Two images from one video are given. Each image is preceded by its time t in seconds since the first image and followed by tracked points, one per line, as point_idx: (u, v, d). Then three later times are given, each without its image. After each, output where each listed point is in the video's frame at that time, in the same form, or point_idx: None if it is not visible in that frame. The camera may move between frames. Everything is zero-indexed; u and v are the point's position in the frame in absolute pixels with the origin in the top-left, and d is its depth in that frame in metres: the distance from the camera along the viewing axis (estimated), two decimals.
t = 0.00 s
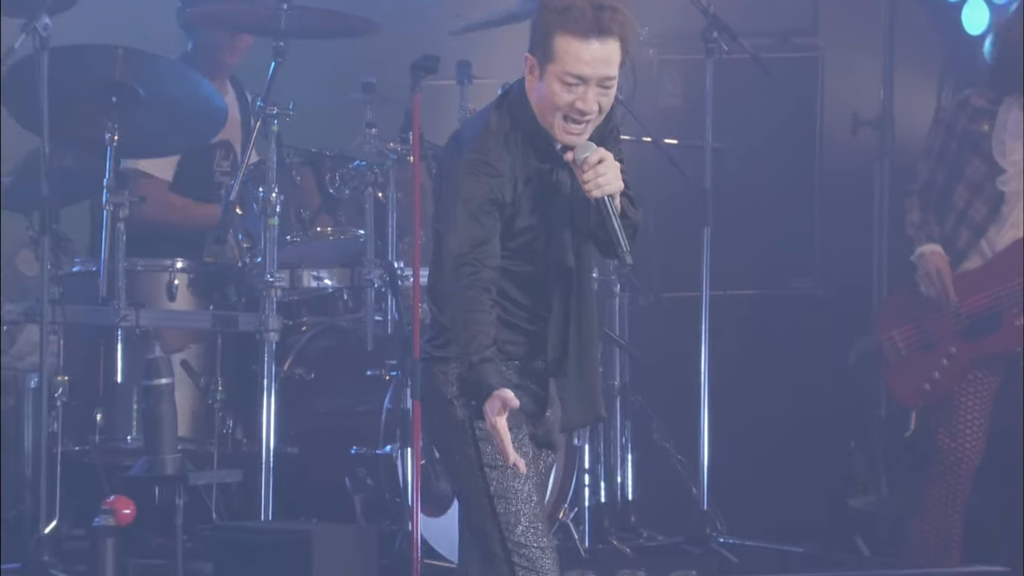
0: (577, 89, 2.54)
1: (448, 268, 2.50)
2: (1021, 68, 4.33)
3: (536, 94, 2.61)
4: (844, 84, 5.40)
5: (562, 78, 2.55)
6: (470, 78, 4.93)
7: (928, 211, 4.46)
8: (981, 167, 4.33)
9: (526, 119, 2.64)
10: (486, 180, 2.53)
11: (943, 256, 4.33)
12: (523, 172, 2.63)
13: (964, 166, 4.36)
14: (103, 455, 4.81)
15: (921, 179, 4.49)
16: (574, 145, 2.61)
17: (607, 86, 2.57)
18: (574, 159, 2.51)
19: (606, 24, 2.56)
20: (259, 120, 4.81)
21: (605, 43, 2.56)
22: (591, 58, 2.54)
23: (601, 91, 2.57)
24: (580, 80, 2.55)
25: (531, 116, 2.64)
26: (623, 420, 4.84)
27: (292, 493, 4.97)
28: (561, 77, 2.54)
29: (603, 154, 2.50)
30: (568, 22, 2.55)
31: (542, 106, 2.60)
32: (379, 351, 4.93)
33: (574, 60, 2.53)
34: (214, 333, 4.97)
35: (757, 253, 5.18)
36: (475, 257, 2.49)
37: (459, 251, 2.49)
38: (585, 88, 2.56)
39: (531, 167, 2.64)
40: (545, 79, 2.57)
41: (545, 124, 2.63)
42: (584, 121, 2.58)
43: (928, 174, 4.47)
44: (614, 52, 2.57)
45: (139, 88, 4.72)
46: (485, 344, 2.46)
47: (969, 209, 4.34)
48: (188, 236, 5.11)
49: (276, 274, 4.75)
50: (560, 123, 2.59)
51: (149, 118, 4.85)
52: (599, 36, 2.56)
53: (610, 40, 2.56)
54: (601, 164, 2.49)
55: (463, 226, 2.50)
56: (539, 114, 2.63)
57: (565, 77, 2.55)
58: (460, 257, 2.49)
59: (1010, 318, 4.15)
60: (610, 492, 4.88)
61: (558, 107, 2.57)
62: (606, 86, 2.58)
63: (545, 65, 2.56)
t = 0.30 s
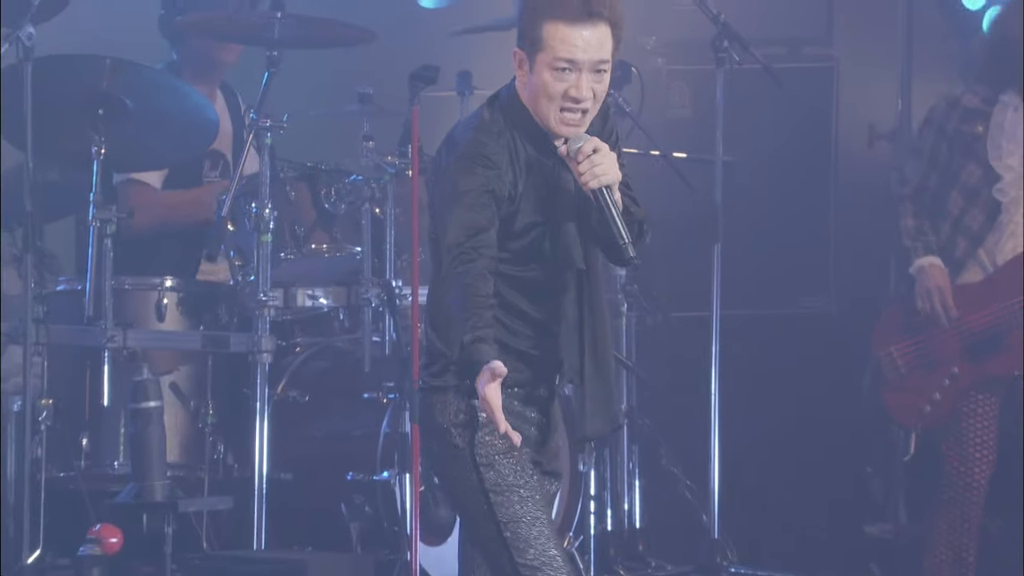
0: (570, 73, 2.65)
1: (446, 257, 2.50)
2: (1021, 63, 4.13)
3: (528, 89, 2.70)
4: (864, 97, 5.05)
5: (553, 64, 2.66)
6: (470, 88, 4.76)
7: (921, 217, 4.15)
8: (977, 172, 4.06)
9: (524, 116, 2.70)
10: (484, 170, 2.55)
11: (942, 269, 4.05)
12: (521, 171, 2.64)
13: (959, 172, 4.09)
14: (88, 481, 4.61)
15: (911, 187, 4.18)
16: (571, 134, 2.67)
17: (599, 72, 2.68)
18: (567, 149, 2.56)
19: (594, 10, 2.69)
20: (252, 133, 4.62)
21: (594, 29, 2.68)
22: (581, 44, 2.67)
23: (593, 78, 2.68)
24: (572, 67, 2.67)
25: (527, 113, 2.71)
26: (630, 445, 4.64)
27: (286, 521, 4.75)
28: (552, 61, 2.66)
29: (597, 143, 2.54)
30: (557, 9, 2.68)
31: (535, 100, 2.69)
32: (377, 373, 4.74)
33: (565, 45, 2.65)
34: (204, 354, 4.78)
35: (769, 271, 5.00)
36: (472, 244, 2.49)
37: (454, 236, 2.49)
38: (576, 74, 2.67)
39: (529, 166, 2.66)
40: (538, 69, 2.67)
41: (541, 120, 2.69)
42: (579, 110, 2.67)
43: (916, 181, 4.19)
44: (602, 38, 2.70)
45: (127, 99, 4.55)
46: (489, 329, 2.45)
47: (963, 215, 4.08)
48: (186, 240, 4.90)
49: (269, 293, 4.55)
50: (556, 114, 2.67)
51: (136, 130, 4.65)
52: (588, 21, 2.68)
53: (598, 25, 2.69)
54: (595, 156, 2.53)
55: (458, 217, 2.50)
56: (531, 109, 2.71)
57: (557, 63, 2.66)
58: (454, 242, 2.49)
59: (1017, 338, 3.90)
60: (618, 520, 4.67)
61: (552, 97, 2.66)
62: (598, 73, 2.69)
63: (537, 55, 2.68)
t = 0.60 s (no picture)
0: (562, 75, 2.41)
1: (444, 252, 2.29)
2: None
3: (519, 91, 2.47)
4: (875, 111, 5.29)
5: (545, 65, 2.42)
6: (470, 101, 4.56)
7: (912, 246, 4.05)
8: (968, 202, 3.93)
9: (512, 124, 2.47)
10: (477, 170, 2.34)
11: (947, 306, 3.93)
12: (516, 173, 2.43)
13: (951, 202, 4.00)
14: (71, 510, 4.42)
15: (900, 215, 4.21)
16: (563, 140, 2.44)
17: (595, 72, 2.44)
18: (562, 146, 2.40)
19: (589, 7, 2.45)
20: (242, 148, 4.43)
21: (589, 27, 2.44)
22: (574, 44, 2.42)
23: (587, 79, 2.44)
24: (564, 68, 2.42)
25: (519, 119, 2.47)
26: (635, 471, 4.45)
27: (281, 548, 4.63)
28: (544, 63, 2.41)
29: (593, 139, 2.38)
30: (549, 6, 2.43)
31: (527, 103, 2.45)
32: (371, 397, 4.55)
33: (556, 44, 2.41)
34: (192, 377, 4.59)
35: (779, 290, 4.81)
36: (470, 240, 2.27)
37: (450, 234, 2.28)
38: (569, 76, 2.42)
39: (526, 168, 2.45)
40: (528, 70, 2.44)
41: (532, 125, 2.47)
42: (573, 115, 2.44)
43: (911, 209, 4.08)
44: (597, 35, 2.45)
45: (113, 113, 4.35)
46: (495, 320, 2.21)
47: (960, 246, 3.90)
48: (175, 263, 4.71)
49: (260, 314, 4.36)
50: (548, 121, 2.44)
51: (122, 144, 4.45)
52: (581, 19, 2.44)
53: (594, 23, 2.45)
54: (593, 150, 2.36)
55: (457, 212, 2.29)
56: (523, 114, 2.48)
57: (549, 63, 2.42)
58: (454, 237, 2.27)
59: None
60: (622, 551, 4.48)
61: (544, 100, 2.43)
62: (591, 72, 2.44)
63: (528, 56, 2.44)
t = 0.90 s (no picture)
0: (562, 89, 2.28)
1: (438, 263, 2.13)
2: None
3: (516, 109, 2.34)
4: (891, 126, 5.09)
5: (544, 78, 2.29)
6: (468, 118, 4.38)
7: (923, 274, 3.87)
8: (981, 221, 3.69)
9: (510, 144, 2.31)
10: (470, 180, 2.19)
11: (967, 330, 3.64)
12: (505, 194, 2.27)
13: (963, 221, 3.73)
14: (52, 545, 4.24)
15: (905, 239, 3.93)
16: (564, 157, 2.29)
17: (595, 89, 2.31)
18: (563, 154, 2.25)
19: (590, 21, 2.32)
20: (232, 166, 4.26)
21: (590, 41, 2.31)
22: (575, 57, 2.29)
23: (588, 95, 2.30)
24: (563, 82, 2.29)
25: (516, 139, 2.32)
26: (641, 503, 4.27)
27: None
28: (543, 74, 2.28)
29: (594, 146, 2.23)
30: (548, 19, 2.31)
31: (524, 120, 2.31)
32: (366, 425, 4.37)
33: (555, 56, 2.28)
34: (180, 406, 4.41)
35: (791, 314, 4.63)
36: (465, 239, 2.11)
37: (446, 235, 2.12)
38: (569, 90, 2.29)
39: (516, 188, 2.29)
40: (527, 86, 2.31)
41: (531, 144, 2.32)
42: (572, 132, 2.29)
43: (916, 234, 3.90)
44: (600, 50, 2.32)
45: (94, 128, 4.16)
46: (496, 307, 2.03)
47: (974, 268, 3.67)
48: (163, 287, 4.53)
49: (249, 339, 4.18)
50: (547, 136, 2.29)
51: (106, 163, 4.28)
52: (582, 32, 2.31)
53: (594, 38, 2.32)
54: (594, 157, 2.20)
55: (455, 213, 2.14)
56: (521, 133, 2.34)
57: (548, 77, 2.29)
58: (452, 235, 2.12)
59: None
60: None
61: (543, 116, 2.29)
62: (592, 91, 2.31)
63: (526, 71, 2.31)
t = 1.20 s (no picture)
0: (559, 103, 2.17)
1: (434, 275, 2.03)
2: None
3: (510, 124, 2.24)
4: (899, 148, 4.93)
5: (539, 92, 2.19)
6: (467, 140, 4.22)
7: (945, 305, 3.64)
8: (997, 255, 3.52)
9: (507, 161, 2.22)
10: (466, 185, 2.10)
11: (984, 365, 3.45)
12: (503, 212, 2.17)
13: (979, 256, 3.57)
14: None
15: (922, 271, 3.75)
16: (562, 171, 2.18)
17: (592, 102, 2.20)
18: (558, 163, 2.16)
19: (585, 32, 2.22)
20: (221, 190, 4.08)
21: (585, 53, 2.21)
22: (569, 70, 2.19)
23: (585, 108, 2.20)
24: (559, 96, 2.19)
25: (510, 154, 2.22)
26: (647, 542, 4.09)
27: None
28: (538, 88, 2.18)
29: (589, 153, 2.13)
30: (541, 32, 2.21)
31: (520, 135, 2.21)
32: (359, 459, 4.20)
33: (551, 70, 2.18)
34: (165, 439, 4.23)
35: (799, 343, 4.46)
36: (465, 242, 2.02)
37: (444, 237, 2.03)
38: (566, 103, 2.19)
39: (512, 205, 2.19)
40: (521, 100, 2.20)
41: (526, 158, 2.21)
42: (570, 147, 2.18)
43: (932, 263, 3.71)
44: (595, 62, 2.22)
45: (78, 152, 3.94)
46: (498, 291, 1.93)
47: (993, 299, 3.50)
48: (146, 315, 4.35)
49: (240, 372, 3.99)
50: (543, 151, 2.19)
51: (89, 187, 4.09)
52: (578, 43, 2.21)
53: (591, 50, 2.22)
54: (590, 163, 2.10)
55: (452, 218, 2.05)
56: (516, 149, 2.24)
57: (544, 89, 2.18)
58: (451, 235, 2.04)
59: None
60: None
61: (538, 130, 2.19)
62: (589, 101, 2.20)
63: (520, 86, 2.21)
